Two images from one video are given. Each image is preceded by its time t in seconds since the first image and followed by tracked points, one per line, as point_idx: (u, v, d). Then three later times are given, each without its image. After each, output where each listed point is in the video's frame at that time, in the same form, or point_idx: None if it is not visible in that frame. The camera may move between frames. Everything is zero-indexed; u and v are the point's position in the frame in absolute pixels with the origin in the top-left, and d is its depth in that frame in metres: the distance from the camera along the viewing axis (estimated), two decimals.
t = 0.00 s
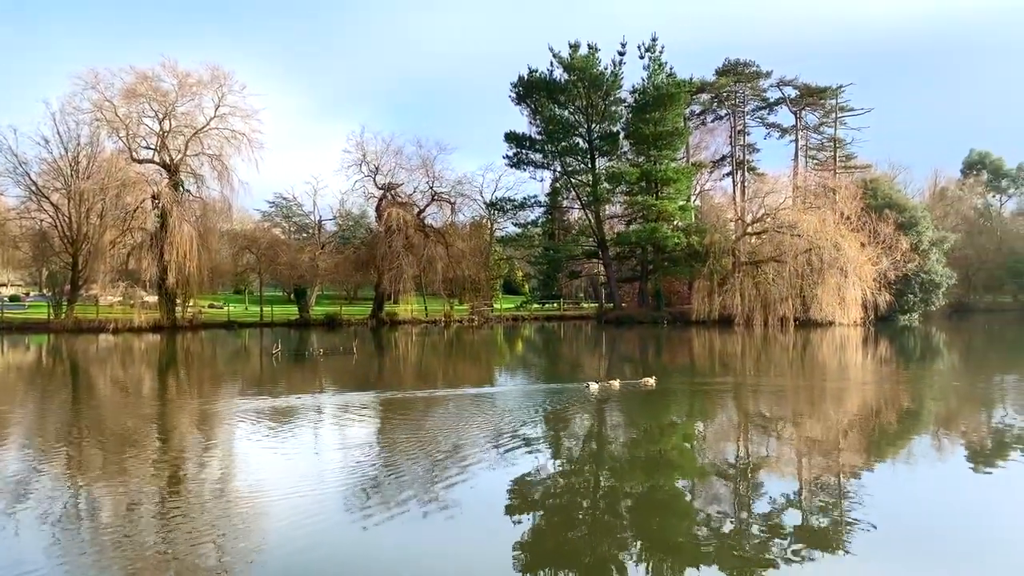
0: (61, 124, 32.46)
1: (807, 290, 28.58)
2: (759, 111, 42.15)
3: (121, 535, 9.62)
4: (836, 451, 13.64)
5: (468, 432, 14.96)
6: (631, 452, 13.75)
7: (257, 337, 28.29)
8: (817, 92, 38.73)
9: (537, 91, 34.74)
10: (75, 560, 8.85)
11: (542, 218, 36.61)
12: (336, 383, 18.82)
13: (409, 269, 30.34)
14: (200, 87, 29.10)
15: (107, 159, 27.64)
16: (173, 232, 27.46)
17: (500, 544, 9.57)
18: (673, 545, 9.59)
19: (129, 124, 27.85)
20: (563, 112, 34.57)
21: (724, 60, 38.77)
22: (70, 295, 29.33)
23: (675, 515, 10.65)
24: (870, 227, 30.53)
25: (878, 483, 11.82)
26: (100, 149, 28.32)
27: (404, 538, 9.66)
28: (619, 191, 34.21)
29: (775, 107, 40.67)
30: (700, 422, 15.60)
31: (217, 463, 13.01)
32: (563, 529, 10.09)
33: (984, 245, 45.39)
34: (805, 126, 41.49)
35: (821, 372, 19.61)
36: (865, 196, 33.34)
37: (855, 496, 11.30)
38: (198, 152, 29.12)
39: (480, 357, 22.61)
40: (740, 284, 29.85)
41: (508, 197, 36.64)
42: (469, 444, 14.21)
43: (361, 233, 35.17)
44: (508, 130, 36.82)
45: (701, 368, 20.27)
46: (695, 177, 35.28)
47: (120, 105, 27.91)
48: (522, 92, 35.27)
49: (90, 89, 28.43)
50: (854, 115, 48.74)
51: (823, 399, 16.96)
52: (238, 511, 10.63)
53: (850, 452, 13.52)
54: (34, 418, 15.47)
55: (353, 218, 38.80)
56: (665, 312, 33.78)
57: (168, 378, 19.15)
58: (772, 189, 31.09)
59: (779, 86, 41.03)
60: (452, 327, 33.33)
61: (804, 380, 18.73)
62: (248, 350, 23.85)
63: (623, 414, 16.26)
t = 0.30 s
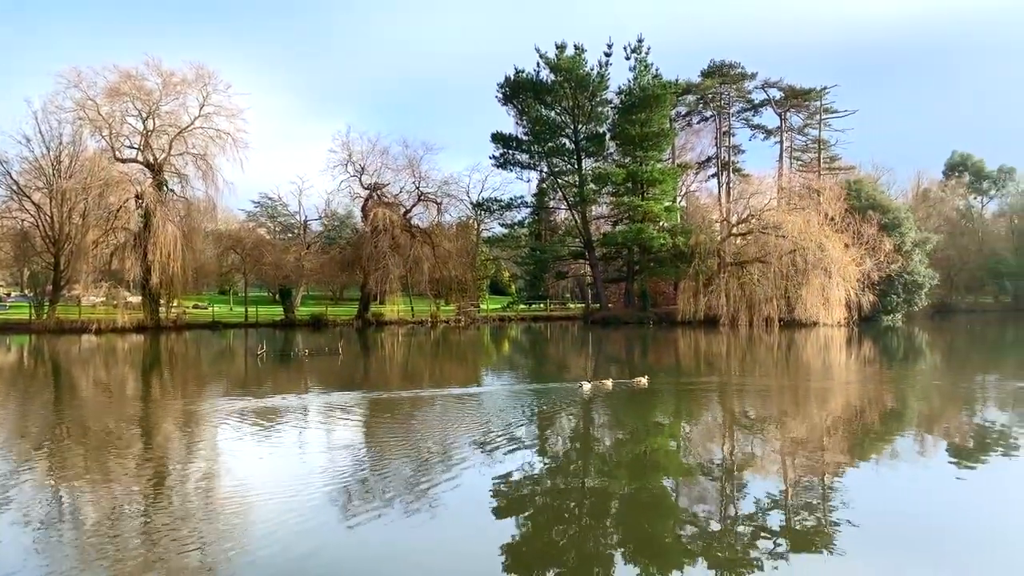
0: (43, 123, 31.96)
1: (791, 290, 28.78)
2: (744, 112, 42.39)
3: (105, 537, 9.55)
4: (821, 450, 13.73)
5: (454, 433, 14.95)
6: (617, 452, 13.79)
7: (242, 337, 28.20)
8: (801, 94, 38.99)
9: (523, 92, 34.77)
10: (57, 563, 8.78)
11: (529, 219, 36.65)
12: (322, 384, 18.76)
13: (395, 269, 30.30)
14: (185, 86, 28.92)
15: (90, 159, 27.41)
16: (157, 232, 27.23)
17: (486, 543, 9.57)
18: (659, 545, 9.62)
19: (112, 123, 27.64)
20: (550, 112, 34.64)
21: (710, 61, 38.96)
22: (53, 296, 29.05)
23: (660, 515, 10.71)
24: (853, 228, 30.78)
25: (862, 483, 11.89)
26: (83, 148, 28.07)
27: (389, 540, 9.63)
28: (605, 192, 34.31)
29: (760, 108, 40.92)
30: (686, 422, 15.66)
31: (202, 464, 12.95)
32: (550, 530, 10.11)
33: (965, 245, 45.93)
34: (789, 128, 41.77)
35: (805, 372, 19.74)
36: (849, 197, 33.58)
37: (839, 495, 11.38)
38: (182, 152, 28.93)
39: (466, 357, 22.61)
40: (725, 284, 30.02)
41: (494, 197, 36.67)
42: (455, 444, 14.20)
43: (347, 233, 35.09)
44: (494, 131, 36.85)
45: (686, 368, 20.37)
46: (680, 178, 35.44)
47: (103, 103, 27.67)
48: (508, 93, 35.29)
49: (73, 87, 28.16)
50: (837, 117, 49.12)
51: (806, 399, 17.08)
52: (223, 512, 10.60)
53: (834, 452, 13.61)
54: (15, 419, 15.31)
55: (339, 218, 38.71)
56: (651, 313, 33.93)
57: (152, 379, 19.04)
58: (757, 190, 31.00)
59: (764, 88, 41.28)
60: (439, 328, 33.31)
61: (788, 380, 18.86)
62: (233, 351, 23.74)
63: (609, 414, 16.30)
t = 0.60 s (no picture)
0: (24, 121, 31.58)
1: (776, 290, 28.95)
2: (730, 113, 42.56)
3: (88, 539, 9.48)
4: (806, 449, 13.80)
5: (441, 433, 14.93)
6: (604, 452, 13.81)
7: (227, 337, 28.11)
8: (786, 95, 39.21)
9: (510, 92, 34.77)
10: (40, 565, 8.70)
11: (516, 219, 36.63)
12: (308, 384, 18.70)
13: (382, 269, 30.24)
14: (170, 85, 28.74)
15: (73, 157, 27.17)
16: (141, 232, 27.14)
17: (473, 543, 9.57)
18: (646, 544, 9.65)
19: (96, 122, 27.43)
20: (537, 113, 34.66)
21: (696, 62, 39.11)
22: (35, 296, 28.68)
23: (647, 514, 10.74)
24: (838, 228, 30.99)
25: (846, 481, 11.97)
26: (66, 147, 27.81)
27: (375, 540, 9.59)
28: (592, 192, 34.37)
29: (746, 110, 41.12)
30: (673, 422, 15.71)
31: (187, 465, 12.87)
32: (537, 530, 10.11)
33: (948, 246, 46.37)
34: (775, 129, 42.00)
35: (790, 372, 19.84)
36: (834, 198, 33.77)
37: (824, 494, 11.44)
38: (167, 151, 28.74)
39: (452, 357, 22.60)
40: (711, 284, 30.17)
41: (482, 197, 36.65)
42: (442, 444, 14.19)
43: (333, 233, 35.00)
44: (482, 131, 36.83)
45: (672, 368, 20.43)
46: (667, 179, 35.57)
47: (87, 102, 27.42)
48: (495, 93, 35.28)
49: (56, 86, 27.89)
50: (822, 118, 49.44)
51: (790, 399, 17.17)
52: (209, 514, 10.54)
53: (819, 451, 13.69)
54: None
55: (326, 218, 38.59)
56: (637, 313, 34.01)
57: (136, 379, 18.92)
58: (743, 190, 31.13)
59: (750, 89, 41.48)
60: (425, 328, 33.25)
61: (772, 379, 18.96)
62: (218, 351, 23.62)
63: (596, 414, 16.32)
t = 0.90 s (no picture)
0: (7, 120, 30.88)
1: (762, 291, 29.10)
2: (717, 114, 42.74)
3: (71, 541, 9.40)
4: (791, 449, 13.86)
5: (428, 433, 14.90)
6: (591, 452, 13.83)
7: (213, 337, 28.02)
8: (772, 96, 39.45)
9: (498, 92, 34.76)
10: (21, 567, 8.63)
11: (504, 219, 36.59)
12: (294, 384, 18.64)
13: (369, 269, 30.16)
14: (154, 84, 28.53)
15: (56, 156, 26.95)
16: (126, 231, 26.97)
17: (459, 544, 9.57)
18: (632, 544, 9.66)
19: (79, 120, 27.19)
20: (524, 113, 34.69)
21: (683, 63, 39.26)
22: (18, 297, 28.44)
23: (633, 514, 10.76)
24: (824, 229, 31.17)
25: (831, 481, 12.01)
26: (49, 146, 27.46)
27: (362, 541, 9.57)
28: (580, 193, 34.41)
29: (732, 111, 41.30)
30: (660, 422, 15.75)
31: (172, 466, 12.78)
32: (524, 530, 10.10)
33: (931, 247, 46.75)
34: (761, 130, 42.20)
35: (776, 372, 19.91)
36: (819, 199, 33.94)
37: (810, 493, 11.49)
38: (152, 149, 28.53)
39: (439, 357, 22.56)
40: (698, 285, 30.31)
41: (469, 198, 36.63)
42: (429, 444, 14.19)
43: (320, 233, 34.88)
44: (469, 131, 36.81)
45: (658, 368, 20.49)
46: (654, 180, 35.67)
47: (70, 100, 27.16)
48: (483, 93, 35.27)
49: (39, 84, 27.61)
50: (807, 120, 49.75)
51: (775, 399, 17.25)
52: (194, 515, 10.48)
53: (804, 450, 13.76)
54: None
55: (312, 218, 38.45)
56: (624, 313, 34.07)
57: (120, 379, 18.80)
58: (729, 191, 31.27)
59: (736, 90, 41.67)
60: (412, 328, 33.16)
61: (758, 379, 19.04)
62: (204, 351, 23.50)
63: (583, 414, 16.33)
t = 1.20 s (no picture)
0: None
1: (747, 291, 29.27)
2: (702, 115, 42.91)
3: (51, 543, 9.32)
4: (775, 448, 13.95)
5: (414, 434, 14.88)
6: (578, 451, 13.87)
7: (197, 337, 27.96)
8: (757, 98, 39.64)
9: (484, 92, 34.76)
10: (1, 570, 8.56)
11: (490, 219, 36.55)
12: (279, 384, 18.58)
13: (355, 269, 30.07)
14: (138, 82, 28.33)
15: (37, 154, 26.40)
16: (109, 231, 26.84)
17: (444, 544, 9.57)
18: (618, 544, 9.68)
19: (62, 119, 26.96)
20: (511, 113, 34.69)
21: (668, 64, 39.40)
22: None
23: (619, 513, 10.79)
24: (807, 230, 31.37)
25: (815, 480, 12.07)
26: (31, 145, 26.60)
27: (346, 542, 9.55)
28: (566, 193, 34.47)
29: (717, 112, 41.48)
30: (645, 421, 15.81)
31: (156, 467, 12.71)
32: (510, 530, 10.11)
33: (914, 247, 47.17)
34: (746, 131, 42.41)
35: (760, 371, 20.02)
36: (803, 200, 34.15)
37: (794, 492, 11.56)
38: (136, 149, 28.31)
39: (425, 357, 22.53)
40: (683, 285, 30.46)
41: (455, 198, 36.59)
42: (414, 444, 14.20)
43: (305, 232, 34.76)
44: (455, 131, 36.79)
45: (642, 368, 20.56)
46: (640, 180, 35.79)
47: (52, 98, 26.86)
48: (469, 93, 35.25)
49: (20, 81, 27.29)
50: (792, 121, 50.03)
51: (758, 398, 17.37)
52: (177, 517, 10.42)
53: (788, 449, 13.84)
54: None
55: (298, 218, 38.30)
56: (610, 313, 34.16)
57: (103, 380, 18.69)
58: (714, 192, 31.41)
59: (721, 91, 41.84)
60: (399, 329, 33.09)
61: (742, 379, 19.15)
62: (189, 351, 23.36)
63: (569, 414, 16.36)
